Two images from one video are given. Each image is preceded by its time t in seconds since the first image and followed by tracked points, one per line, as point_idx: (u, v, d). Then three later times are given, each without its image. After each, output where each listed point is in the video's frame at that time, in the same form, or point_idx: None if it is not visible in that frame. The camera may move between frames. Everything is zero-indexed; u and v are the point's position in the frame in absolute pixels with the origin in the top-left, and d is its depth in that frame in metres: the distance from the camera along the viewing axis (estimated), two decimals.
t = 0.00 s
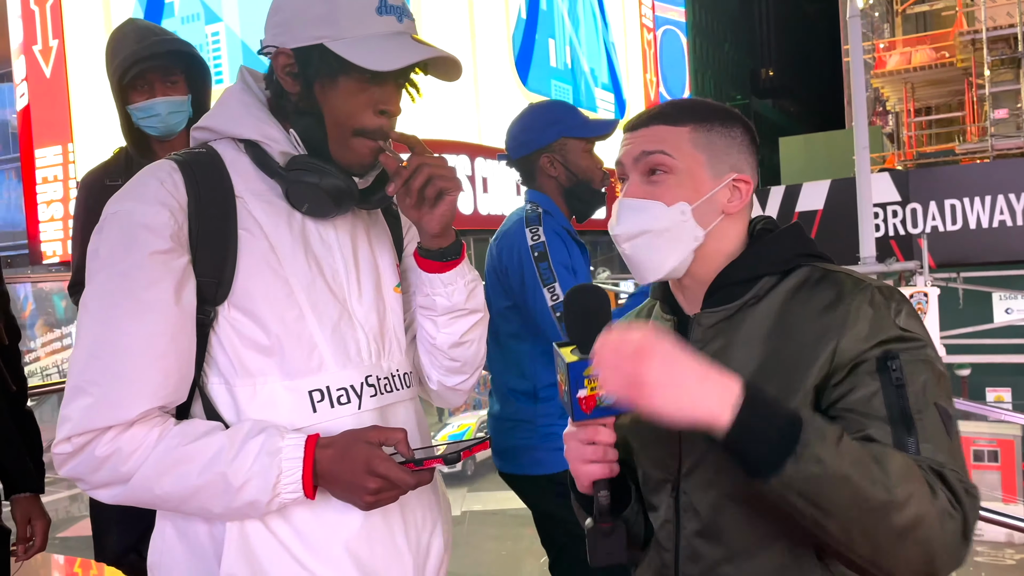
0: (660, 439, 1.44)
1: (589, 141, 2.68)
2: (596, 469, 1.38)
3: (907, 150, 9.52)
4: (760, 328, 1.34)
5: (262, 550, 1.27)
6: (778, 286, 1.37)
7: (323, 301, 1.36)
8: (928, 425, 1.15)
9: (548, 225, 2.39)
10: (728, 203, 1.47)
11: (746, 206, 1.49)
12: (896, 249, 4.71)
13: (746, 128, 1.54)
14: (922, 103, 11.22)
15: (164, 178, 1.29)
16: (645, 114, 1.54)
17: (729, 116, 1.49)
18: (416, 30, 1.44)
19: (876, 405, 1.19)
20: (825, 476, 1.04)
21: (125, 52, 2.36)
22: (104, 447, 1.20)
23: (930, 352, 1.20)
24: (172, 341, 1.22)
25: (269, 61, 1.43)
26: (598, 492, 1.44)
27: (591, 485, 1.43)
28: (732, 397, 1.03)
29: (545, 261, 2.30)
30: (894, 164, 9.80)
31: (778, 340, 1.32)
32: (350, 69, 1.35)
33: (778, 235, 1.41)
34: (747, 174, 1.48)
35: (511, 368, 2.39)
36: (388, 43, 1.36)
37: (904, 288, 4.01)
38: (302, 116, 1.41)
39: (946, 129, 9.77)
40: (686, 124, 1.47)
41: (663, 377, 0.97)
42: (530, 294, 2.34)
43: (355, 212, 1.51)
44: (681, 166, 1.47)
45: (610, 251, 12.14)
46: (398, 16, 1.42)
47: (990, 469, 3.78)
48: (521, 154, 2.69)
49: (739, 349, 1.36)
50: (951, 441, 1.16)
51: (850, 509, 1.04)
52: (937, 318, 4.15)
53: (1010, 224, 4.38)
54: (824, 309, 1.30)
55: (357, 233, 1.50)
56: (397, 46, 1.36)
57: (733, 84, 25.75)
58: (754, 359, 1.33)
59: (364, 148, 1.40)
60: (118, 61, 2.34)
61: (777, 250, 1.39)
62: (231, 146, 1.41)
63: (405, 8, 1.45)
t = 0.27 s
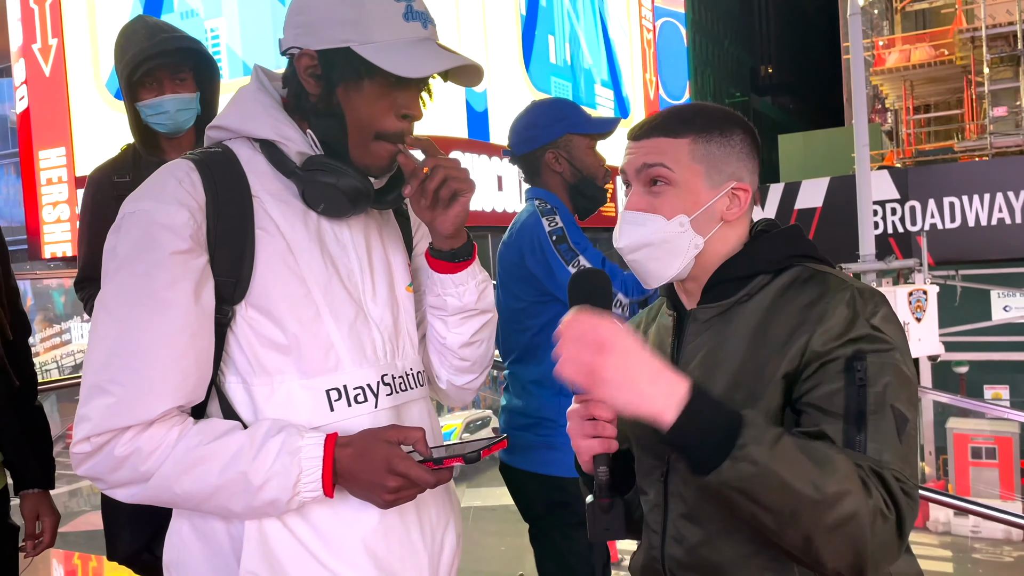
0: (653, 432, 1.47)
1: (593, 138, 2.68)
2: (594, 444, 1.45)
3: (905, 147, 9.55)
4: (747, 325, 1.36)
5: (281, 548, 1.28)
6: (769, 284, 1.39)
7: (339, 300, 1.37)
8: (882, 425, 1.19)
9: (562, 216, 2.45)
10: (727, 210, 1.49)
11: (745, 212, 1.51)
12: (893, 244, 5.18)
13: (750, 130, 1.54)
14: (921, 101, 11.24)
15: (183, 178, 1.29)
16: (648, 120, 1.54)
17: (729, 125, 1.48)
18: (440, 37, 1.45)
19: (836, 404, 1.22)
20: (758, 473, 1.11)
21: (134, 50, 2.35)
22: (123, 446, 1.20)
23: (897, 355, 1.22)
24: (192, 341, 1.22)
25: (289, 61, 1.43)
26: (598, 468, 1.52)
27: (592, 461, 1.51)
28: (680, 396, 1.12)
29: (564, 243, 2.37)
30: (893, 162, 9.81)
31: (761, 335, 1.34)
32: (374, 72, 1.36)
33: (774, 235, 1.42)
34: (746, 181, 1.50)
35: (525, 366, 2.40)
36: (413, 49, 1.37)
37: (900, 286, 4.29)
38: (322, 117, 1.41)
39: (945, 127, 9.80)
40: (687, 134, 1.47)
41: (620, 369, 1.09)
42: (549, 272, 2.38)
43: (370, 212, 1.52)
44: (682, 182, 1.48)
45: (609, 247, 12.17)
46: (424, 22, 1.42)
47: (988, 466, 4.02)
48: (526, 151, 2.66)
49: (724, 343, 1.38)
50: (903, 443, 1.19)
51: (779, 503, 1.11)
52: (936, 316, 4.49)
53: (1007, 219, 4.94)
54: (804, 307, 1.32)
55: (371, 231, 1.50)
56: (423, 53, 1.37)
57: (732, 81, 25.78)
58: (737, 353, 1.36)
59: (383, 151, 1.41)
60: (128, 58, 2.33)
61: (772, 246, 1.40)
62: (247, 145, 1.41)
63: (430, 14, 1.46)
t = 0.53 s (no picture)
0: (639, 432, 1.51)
1: (590, 142, 2.69)
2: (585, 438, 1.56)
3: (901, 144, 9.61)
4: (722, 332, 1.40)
5: (294, 552, 1.31)
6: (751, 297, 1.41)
7: (349, 309, 1.39)
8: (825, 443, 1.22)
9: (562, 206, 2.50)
10: (729, 221, 1.52)
11: (746, 225, 1.53)
12: (890, 243, 5.15)
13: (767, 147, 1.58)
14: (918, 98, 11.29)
15: (198, 189, 1.32)
16: (668, 123, 1.57)
17: (744, 139, 1.52)
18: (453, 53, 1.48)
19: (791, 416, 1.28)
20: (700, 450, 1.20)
21: (136, 56, 2.35)
22: (141, 454, 1.23)
23: (853, 376, 1.25)
24: (209, 350, 1.25)
25: (304, 74, 1.46)
26: (589, 459, 1.60)
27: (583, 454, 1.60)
28: (677, 342, 1.24)
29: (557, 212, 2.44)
30: (889, 159, 9.85)
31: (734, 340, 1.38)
32: (389, 88, 1.40)
33: (758, 251, 1.45)
34: (750, 197, 1.51)
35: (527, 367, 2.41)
36: (428, 66, 1.41)
37: (899, 283, 4.58)
38: (337, 131, 1.45)
39: (941, 123, 9.85)
40: (703, 141, 1.50)
41: (629, 298, 1.28)
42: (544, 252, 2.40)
43: (379, 221, 1.55)
44: (690, 181, 1.50)
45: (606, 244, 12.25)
46: (437, 39, 1.46)
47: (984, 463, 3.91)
48: (524, 157, 2.70)
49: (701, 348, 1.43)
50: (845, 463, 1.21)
51: (712, 487, 1.21)
52: (931, 310, 4.74)
53: (1003, 218, 4.97)
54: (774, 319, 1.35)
55: (380, 241, 1.53)
56: (439, 70, 1.41)
57: (729, 76, 25.86)
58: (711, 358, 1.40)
59: (397, 165, 1.45)
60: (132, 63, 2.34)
61: (762, 258, 1.44)
62: (260, 156, 1.43)
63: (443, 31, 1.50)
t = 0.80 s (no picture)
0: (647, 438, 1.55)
1: (585, 146, 2.71)
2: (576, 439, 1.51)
3: (895, 140, 9.69)
4: (726, 340, 1.45)
5: (301, 555, 1.33)
6: (757, 306, 1.45)
7: (355, 316, 1.41)
8: (800, 459, 1.22)
9: (526, 227, 2.53)
10: (730, 237, 1.56)
11: (747, 237, 1.58)
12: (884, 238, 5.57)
13: (761, 155, 1.58)
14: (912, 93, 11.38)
15: (205, 199, 1.33)
16: (656, 142, 1.59)
17: (736, 154, 1.53)
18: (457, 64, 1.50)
19: (769, 430, 1.27)
20: (651, 493, 1.16)
21: (136, 57, 2.34)
22: (149, 460, 1.25)
23: (839, 395, 1.25)
24: (216, 358, 1.26)
25: (309, 84, 1.47)
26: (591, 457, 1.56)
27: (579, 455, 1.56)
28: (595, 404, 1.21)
29: (516, 239, 2.49)
30: (883, 154, 9.93)
31: (734, 350, 1.42)
32: (394, 98, 1.41)
33: (772, 259, 1.49)
34: (751, 213, 1.55)
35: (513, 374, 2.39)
36: (433, 76, 1.43)
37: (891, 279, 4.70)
38: (342, 140, 1.46)
39: (935, 119, 9.94)
40: (692, 163, 1.52)
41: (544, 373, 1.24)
42: (507, 268, 2.51)
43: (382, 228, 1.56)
44: (687, 210, 1.54)
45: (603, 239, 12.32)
46: (442, 50, 1.47)
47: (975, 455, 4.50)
48: (520, 162, 2.70)
49: (704, 356, 1.47)
50: (820, 483, 1.21)
51: (674, 524, 1.16)
52: (924, 307, 4.85)
53: (995, 213, 5.37)
54: (773, 332, 1.37)
55: (384, 248, 1.55)
56: (443, 81, 1.43)
57: (724, 71, 26.05)
58: (713, 367, 1.44)
59: (401, 173, 1.47)
60: (133, 66, 2.33)
61: (776, 265, 1.48)
62: (265, 164, 1.45)
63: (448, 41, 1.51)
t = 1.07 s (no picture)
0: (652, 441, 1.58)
1: (582, 145, 2.73)
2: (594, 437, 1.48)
3: (888, 135, 9.77)
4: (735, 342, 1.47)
5: (304, 553, 1.35)
6: (763, 307, 1.49)
7: (356, 318, 1.42)
8: (844, 472, 1.27)
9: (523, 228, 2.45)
10: (741, 232, 1.60)
11: (753, 234, 1.63)
12: (876, 232, 5.71)
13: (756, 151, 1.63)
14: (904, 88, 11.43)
15: (206, 203, 1.34)
16: (654, 144, 1.60)
17: (743, 148, 1.58)
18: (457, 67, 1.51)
19: (805, 444, 1.30)
20: (713, 539, 1.20)
21: (136, 55, 2.34)
22: (153, 460, 1.26)
23: (867, 404, 1.30)
24: (218, 359, 1.28)
25: (311, 88, 1.49)
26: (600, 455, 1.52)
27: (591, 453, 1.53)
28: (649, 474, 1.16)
29: (514, 249, 2.37)
30: (876, 149, 10.00)
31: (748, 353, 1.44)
32: (394, 102, 1.43)
33: (776, 261, 1.53)
34: (757, 205, 1.60)
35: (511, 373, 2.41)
36: (433, 80, 1.44)
37: (883, 274, 4.75)
38: (343, 142, 1.47)
39: (928, 114, 10.01)
40: (700, 164, 1.54)
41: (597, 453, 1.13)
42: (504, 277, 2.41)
43: (382, 228, 1.58)
44: (699, 207, 1.56)
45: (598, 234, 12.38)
46: (442, 53, 1.49)
47: (967, 450, 4.55)
48: (518, 161, 2.71)
49: (712, 358, 1.49)
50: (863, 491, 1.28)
51: (736, 563, 1.21)
52: (917, 303, 4.86)
53: (989, 208, 5.53)
54: (792, 337, 1.40)
55: (384, 249, 1.57)
56: (444, 85, 1.44)
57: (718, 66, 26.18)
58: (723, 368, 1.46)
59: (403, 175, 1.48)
60: (131, 64, 2.33)
61: (768, 271, 1.52)
62: (266, 167, 1.46)
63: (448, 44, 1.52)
